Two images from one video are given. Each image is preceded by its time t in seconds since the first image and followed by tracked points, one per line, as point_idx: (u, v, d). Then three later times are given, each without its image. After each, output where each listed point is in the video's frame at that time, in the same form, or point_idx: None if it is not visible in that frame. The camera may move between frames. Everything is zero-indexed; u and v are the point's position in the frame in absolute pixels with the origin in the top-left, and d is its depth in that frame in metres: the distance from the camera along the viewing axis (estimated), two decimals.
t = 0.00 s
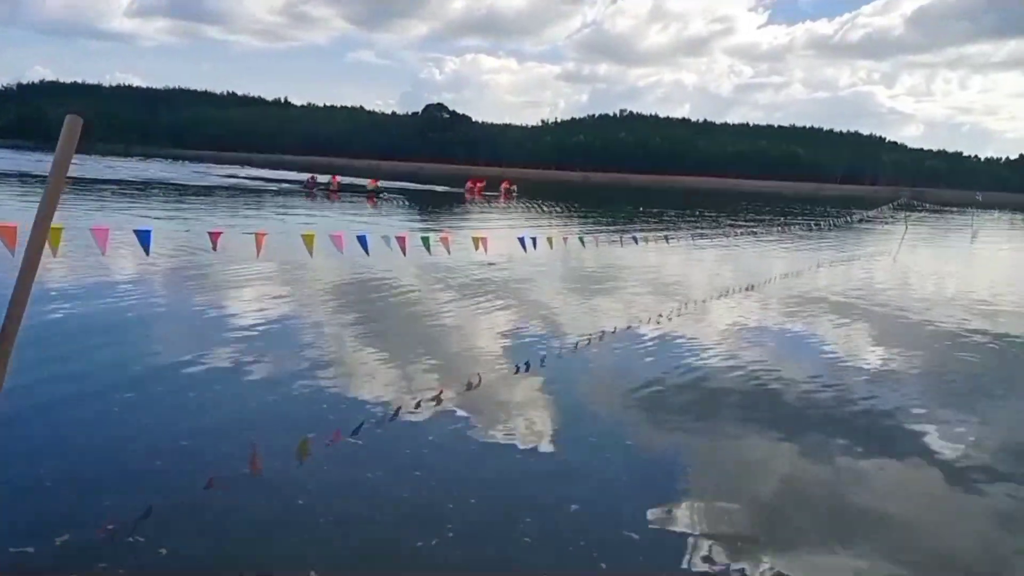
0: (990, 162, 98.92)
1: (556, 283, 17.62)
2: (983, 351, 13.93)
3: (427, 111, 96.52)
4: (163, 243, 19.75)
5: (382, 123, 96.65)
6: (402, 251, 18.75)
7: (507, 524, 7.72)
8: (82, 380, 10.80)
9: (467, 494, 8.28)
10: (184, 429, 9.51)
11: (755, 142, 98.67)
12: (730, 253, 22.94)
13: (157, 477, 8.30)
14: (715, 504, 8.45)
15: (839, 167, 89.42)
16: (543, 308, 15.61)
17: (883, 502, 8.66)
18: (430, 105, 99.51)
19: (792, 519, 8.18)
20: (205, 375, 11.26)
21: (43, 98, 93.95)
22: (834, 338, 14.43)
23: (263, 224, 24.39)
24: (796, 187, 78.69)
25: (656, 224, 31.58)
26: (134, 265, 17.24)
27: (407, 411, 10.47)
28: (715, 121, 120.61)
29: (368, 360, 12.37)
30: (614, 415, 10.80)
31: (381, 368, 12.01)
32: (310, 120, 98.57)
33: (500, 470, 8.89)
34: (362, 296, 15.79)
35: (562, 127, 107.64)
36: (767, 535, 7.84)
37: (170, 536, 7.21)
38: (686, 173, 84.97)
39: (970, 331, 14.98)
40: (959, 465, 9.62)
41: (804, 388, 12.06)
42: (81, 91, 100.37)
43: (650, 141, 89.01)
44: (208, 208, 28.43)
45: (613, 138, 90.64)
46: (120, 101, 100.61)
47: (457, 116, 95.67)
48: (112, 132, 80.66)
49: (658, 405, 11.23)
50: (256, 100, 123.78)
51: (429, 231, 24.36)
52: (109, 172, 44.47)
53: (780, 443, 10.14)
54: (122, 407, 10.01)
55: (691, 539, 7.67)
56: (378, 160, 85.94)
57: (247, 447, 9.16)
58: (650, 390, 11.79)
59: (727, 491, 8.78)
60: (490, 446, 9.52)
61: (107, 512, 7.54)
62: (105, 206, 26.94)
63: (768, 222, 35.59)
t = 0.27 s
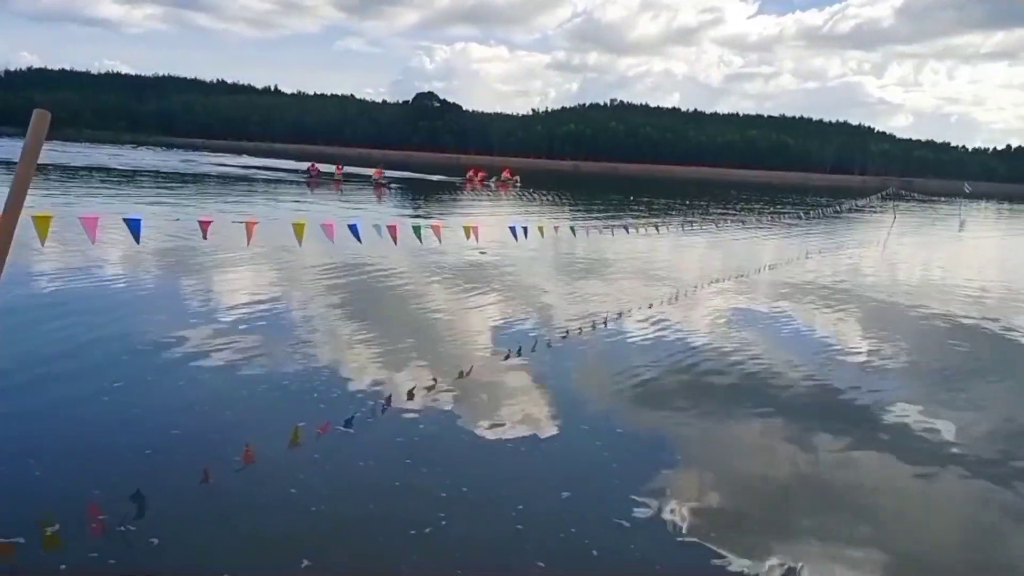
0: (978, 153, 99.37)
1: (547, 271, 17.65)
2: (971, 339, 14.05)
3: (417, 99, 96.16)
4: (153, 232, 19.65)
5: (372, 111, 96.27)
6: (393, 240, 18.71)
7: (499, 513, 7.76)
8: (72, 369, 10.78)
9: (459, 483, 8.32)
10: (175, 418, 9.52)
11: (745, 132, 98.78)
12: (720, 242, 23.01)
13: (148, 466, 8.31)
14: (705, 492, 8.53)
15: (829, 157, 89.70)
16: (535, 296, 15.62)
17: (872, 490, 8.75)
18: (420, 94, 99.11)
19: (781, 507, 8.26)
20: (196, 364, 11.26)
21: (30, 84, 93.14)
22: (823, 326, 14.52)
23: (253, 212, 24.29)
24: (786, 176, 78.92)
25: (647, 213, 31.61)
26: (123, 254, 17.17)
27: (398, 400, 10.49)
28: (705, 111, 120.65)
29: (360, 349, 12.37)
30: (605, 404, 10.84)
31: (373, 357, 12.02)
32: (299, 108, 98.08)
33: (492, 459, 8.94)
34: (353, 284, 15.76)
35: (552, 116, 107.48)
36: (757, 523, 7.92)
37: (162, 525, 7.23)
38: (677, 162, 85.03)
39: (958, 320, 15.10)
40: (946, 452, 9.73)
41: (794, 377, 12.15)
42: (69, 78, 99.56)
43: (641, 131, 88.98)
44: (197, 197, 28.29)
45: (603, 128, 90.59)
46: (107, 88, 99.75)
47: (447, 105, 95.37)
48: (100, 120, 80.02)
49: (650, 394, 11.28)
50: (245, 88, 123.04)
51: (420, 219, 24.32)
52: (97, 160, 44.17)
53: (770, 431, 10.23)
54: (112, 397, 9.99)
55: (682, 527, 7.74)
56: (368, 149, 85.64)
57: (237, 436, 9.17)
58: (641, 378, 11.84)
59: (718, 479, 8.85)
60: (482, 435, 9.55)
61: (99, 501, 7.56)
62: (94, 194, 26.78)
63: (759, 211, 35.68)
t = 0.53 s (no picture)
0: (966, 151, 99.95)
1: (538, 269, 17.69)
2: (959, 336, 14.17)
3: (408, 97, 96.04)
4: (143, 228, 19.59)
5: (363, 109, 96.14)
6: (384, 237, 18.70)
7: (491, 509, 7.80)
8: (61, 366, 10.77)
9: (450, 479, 8.36)
10: (165, 415, 9.52)
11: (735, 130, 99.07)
12: (711, 239, 23.10)
13: (137, 463, 8.32)
14: (695, 488, 8.59)
15: (819, 155, 90.02)
16: (525, 294, 15.65)
17: (860, 486, 8.81)
18: (412, 91, 98.96)
19: (770, 503, 8.33)
20: (187, 361, 11.23)
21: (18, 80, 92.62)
22: (812, 323, 14.61)
23: (243, 209, 24.22)
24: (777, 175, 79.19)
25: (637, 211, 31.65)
26: (113, 251, 17.10)
27: (389, 397, 10.51)
28: (696, 109, 120.88)
29: (350, 346, 12.37)
30: (595, 401, 10.88)
31: (363, 354, 12.04)
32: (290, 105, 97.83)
33: (483, 455, 8.98)
34: (344, 281, 15.76)
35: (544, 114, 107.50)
36: (746, 519, 7.99)
37: (152, 522, 7.24)
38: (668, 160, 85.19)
39: (945, 317, 15.22)
40: (934, 448, 9.82)
41: (783, 373, 12.23)
42: (58, 74, 99.01)
43: (631, 129, 89.11)
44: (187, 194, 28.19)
45: (594, 126, 90.68)
46: (96, 84, 99.22)
47: (438, 103, 95.31)
48: (89, 116, 79.61)
49: (639, 391, 11.32)
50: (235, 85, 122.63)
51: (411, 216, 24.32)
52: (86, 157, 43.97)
53: (759, 427, 10.31)
54: (103, 393, 9.99)
55: (671, 523, 7.80)
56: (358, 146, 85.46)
57: (227, 432, 9.18)
58: (631, 376, 11.88)
59: (708, 475, 8.91)
60: (473, 432, 9.58)
61: (89, 498, 7.56)
62: (83, 190, 26.66)
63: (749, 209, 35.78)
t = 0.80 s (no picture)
0: (953, 152, 100.65)
1: (528, 268, 17.74)
2: (945, 335, 14.29)
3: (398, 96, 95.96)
4: (132, 228, 19.51)
5: (353, 108, 95.99)
6: (375, 237, 18.71)
7: (481, 509, 7.83)
8: (50, 365, 10.73)
9: (441, 479, 8.38)
10: (154, 415, 9.50)
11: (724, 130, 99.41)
12: (700, 239, 23.20)
13: (127, 463, 8.30)
14: (684, 487, 8.65)
15: (808, 156, 90.46)
16: (515, 293, 15.68)
17: (848, 484, 8.88)
18: (402, 90, 98.88)
19: (759, 502, 8.39)
20: (177, 361, 11.22)
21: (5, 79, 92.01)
22: (801, 322, 14.71)
23: (233, 209, 24.15)
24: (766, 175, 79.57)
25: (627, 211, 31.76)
26: (102, 250, 17.03)
27: (379, 396, 10.53)
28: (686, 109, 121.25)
29: (341, 345, 12.37)
30: (585, 400, 10.92)
31: (354, 353, 12.06)
32: (280, 105, 97.57)
33: (474, 455, 9.01)
34: (334, 281, 15.75)
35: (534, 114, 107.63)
36: (735, 517, 8.05)
37: (142, 522, 7.23)
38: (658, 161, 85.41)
39: (932, 317, 15.35)
40: (921, 447, 9.91)
41: (772, 372, 12.30)
42: (45, 73, 98.38)
43: (622, 129, 89.29)
44: (176, 193, 28.09)
45: (584, 126, 90.80)
46: (85, 82, 98.75)
47: (428, 103, 95.27)
48: (78, 115, 79.22)
49: (629, 390, 11.38)
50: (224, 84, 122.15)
51: (402, 216, 24.32)
52: (74, 156, 43.73)
53: (748, 426, 10.37)
54: (92, 393, 9.96)
55: (661, 521, 7.86)
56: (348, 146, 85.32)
57: (217, 432, 9.18)
58: (621, 375, 11.93)
59: (697, 474, 8.97)
60: (463, 431, 9.61)
61: (78, 498, 7.55)
62: (71, 189, 26.51)
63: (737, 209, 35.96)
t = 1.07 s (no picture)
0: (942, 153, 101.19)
1: (519, 269, 17.72)
2: (934, 336, 14.34)
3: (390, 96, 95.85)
4: (122, 228, 19.41)
5: (345, 108, 95.86)
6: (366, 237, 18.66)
7: (472, 510, 7.81)
8: (38, 367, 10.66)
9: (432, 480, 8.36)
10: (142, 417, 9.45)
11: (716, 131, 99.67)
12: (691, 240, 23.24)
13: (114, 465, 8.24)
14: (675, 488, 8.64)
15: (799, 157, 90.80)
16: (506, 294, 15.66)
17: (838, 485, 8.90)
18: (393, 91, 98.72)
19: (748, 503, 8.40)
20: (166, 362, 11.16)
21: None
22: (791, 324, 14.73)
23: (223, 209, 24.05)
24: (757, 176, 79.83)
25: (618, 211, 31.82)
26: (91, 250, 16.93)
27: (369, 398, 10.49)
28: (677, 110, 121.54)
29: (331, 346, 12.33)
30: (576, 401, 10.92)
31: (344, 355, 12.00)
32: (271, 104, 97.34)
33: (464, 456, 8.99)
34: (325, 281, 15.70)
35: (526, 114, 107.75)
36: (726, 518, 8.06)
37: (129, 526, 7.18)
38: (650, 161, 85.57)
39: (922, 317, 15.40)
40: (911, 448, 9.94)
41: (763, 374, 12.31)
42: (35, 72, 97.85)
43: (614, 129, 89.43)
44: (166, 193, 27.97)
45: (576, 126, 90.90)
46: (76, 81, 98.33)
47: (420, 103, 95.21)
48: (68, 114, 78.83)
49: (620, 391, 11.38)
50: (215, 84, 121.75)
51: (393, 216, 24.28)
52: (64, 155, 43.51)
53: (739, 428, 10.35)
54: (79, 395, 9.89)
55: (653, 523, 7.84)
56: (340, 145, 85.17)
57: (205, 434, 9.13)
58: (612, 376, 11.94)
59: (688, 475, 8.97)
60: (454, 433, 9.59)
61: (65, 501, 7.49)
62: (61, 189, 26.35)
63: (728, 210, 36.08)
